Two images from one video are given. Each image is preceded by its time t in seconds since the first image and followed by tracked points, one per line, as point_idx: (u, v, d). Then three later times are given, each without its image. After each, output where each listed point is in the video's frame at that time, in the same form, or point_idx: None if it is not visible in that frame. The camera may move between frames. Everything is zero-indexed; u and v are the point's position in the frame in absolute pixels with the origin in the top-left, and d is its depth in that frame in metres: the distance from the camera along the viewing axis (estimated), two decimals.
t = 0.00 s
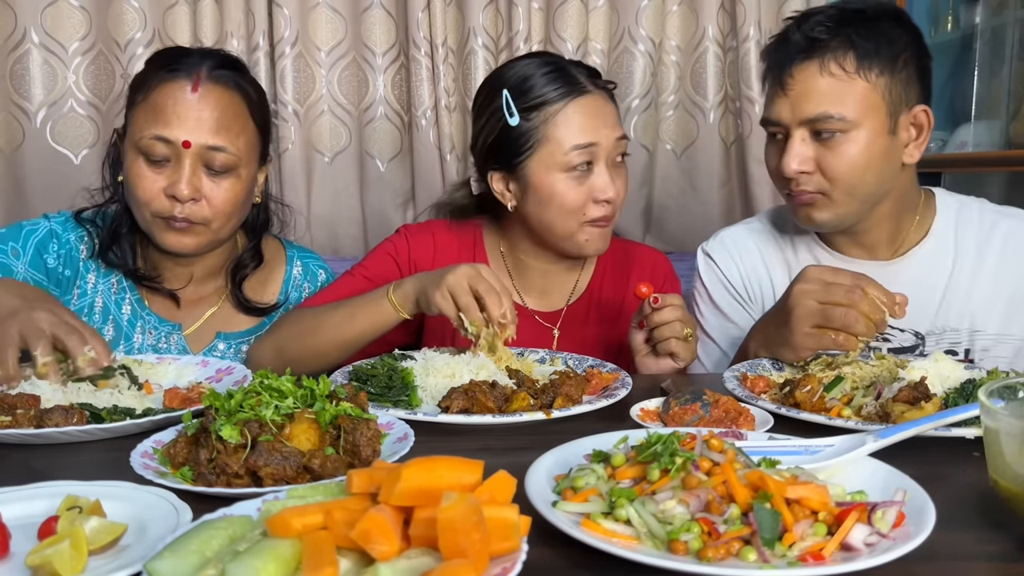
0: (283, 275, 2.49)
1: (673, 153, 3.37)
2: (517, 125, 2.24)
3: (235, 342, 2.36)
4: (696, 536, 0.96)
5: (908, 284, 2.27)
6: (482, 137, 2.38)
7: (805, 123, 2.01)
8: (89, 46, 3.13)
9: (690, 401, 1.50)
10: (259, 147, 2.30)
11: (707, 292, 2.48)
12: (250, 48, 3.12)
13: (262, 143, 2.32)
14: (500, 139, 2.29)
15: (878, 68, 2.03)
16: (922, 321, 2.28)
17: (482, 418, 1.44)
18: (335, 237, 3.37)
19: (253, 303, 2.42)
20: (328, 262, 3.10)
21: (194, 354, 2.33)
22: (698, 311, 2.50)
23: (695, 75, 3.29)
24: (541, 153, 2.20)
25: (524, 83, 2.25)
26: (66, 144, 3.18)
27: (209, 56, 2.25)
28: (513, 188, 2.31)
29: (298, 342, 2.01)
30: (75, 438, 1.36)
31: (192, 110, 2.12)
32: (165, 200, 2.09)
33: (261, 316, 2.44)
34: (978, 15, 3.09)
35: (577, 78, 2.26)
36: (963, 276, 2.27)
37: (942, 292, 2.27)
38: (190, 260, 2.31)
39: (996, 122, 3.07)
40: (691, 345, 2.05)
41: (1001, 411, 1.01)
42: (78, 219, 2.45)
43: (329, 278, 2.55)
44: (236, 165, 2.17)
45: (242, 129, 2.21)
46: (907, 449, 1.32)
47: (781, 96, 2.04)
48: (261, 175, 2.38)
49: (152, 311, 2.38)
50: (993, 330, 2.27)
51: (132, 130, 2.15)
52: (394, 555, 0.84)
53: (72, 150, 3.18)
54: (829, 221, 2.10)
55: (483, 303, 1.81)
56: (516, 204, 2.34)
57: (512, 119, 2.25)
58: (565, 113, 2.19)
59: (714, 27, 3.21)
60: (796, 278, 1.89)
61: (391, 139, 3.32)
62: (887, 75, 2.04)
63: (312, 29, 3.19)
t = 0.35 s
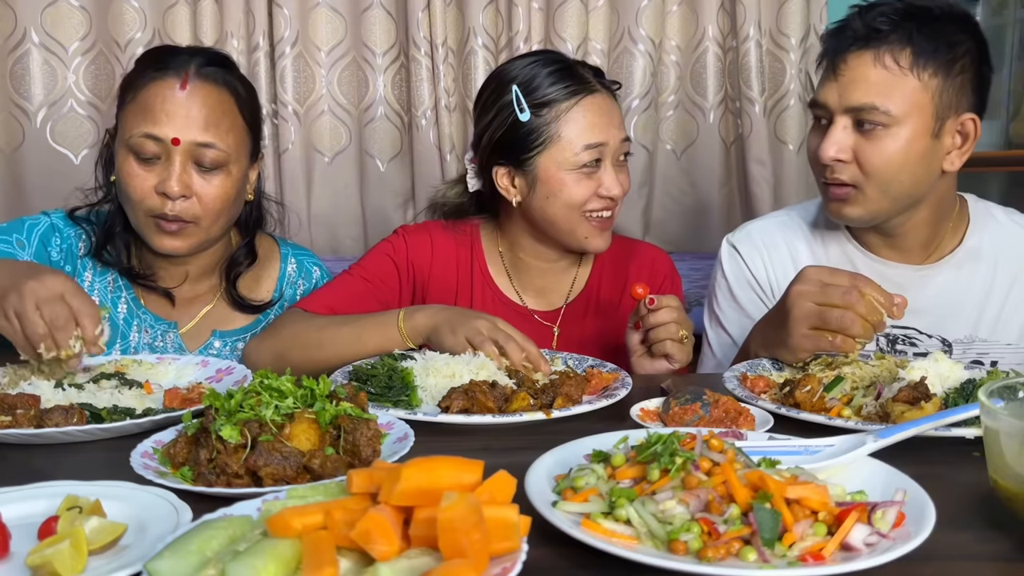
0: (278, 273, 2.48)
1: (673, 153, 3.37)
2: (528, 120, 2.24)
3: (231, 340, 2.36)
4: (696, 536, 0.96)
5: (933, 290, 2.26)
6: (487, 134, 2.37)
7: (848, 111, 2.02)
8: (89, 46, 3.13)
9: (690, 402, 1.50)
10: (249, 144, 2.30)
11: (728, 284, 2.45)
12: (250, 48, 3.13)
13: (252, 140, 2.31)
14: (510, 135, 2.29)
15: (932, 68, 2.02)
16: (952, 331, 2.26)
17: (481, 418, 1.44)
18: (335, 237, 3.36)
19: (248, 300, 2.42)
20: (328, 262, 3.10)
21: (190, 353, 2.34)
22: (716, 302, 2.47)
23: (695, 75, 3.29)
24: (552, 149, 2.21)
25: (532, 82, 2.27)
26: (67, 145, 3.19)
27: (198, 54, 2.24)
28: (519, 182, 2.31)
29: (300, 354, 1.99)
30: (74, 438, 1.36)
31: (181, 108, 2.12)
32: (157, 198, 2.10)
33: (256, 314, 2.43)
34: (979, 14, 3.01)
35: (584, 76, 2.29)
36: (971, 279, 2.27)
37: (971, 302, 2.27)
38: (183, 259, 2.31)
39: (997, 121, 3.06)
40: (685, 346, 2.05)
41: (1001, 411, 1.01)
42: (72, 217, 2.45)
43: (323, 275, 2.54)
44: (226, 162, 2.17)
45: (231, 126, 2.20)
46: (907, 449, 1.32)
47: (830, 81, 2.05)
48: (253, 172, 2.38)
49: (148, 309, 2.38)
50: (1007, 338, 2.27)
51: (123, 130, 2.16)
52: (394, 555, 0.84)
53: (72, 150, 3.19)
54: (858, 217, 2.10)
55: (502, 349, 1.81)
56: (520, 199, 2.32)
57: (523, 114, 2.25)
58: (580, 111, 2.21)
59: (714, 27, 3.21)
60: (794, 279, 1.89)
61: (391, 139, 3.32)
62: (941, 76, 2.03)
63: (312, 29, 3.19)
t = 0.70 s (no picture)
0: (277, 271, 2.49)
1: (673, 153, 3.37)
2: (526, 111, 2.24)
3: (232, 339, 2.36)
4: (696, 536, 0.96)
5: (938, 289, 2.26)
6: (486, 127, 2.37)
7: (859, 108, 2.02)
8: (89, 46, 3.13)
9: (690, 402, 1.50)
10: (248, 144, 2.30)
11: (735, 278, 2.46)
12: (250, 48, 3.13)
13: (248, 138, 2.31)
14: (508, 127, 2.28)
15: (944, 66, 2.02)
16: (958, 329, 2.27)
17: (481, 418, 1.44)
18: (335, 237, 3.36)
19: (247, 299, 2.42)
20: (328, 262, 3.10)
21: (190, 352, 2.34)
22: (723, 295, 2.48)
23: (695, 75, 3.29)
24: (552, 142, 2.22)
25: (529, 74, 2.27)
26: (67, 145, 3.19)
27: (195, 53, 2.24)
28: (518, 174, 2.31)
29: (297, 347, 2.01)
30: (75, 438, 1.36)
31: (177, 107, 2.12)
32: (154, 197, 2.10)
33: (256, 312, 2.43)
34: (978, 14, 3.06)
35: (580, 69, 2.29)
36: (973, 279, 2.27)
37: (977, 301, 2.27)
38: (182, 260, 2.32)
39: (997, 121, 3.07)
40: (674, 354, 2.05)
41: (1001, 411, 1.01)
42: (72, 217, 2.45)
43: (323, 274, 2.54)
44: (224, 161, 2.17)
45: (229, 125, 2.20)
46: (906, 449, 1.32)
47: (842, 78, 2.05)
48: (251, 172, 2.38)
49: (147, 309, 2.38)
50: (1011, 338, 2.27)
51: (120, 130, 2.16)
52: (395, 555, 0.84)
53: (72, 150, 3.19)
54: (867, 213, 2.10)
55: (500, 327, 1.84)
56: (521, 191, 2.32)
57: (521, 105, 2.25)
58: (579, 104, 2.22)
59: (714, 27, 3.22)
60: (792, 279, 1.89)
61: (391, 139, 3.32)
62: (952, 75, 2.04)
63: (312, 29, 3.19)
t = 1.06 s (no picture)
0: (278, 271, 2.49)
1: (673, 153, 3.37)
2: (527, 111, 2.24)
3: (231, 336, 2.36)
4: (696, 536, 0.96)
5: (931, 284, 2.26)
6: (484, 129, 2.37)
7: (848, 108, 2.02)
8: (89, 46, 3.13)
9: (690, 402, 1.50)
10: (247, 143, 2.29)
11: (730, 277, 2.46)
12: (250, 48, 3.13)
13: (249, 138, 2.31)
14: (508, 128, 2.28)
15: (931, 64, 2.03)
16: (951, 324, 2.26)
17: (481, 418, 1.44)
18: (335, 237, 3.36)
19: (247, 298, 2.42)
20: (328, 262, 3.10)
21: (190, 350, 2.34)
22: (718, 296, 2.48)
23: (695, 75, 3.29)
24: (551, 140, 2.22)
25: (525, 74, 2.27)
26: (67, 144, 3.19)
27: (197, 53, 2.24)
28: (518, 175, 2.31)
29: (291, 341, 1.99)
30: (74, 438, 1.36)
31: (178, 107, 2.12)
32: (154, 197, 2.10)
33: (256, 310, 2.43)
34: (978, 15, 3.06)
35: (579, 70, 2.29)
36: (968, 277, 2.27)
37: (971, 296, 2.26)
38: (183, 259, 2.32)
39: (996, 122, 3.07)
40: (676, 350, 2.04)
41: (1001, 411, 1.01)
42: (72, 214, 2.46)
43: (324, 273, 2.54)
44: (224, 161, 2.17)
45: (229, 125, 2.20)
46: (906, 449, 1.32)
47: (830, 78, 2.06)
48: (251, 171, 2.38)
49: (147, 305, 2.38)
50: (1005, 333, 2.27)
51: (120, 130, 2.16)
52: (395, 555, 0.84)
53: (72, 150, 3.19)
54: (859, 212, 2.09)
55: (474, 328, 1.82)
56: (520, 191, 2.32)
57: (521, 106, 2.25)
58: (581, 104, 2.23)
59: (714, 27, 3.22)
60: (791, 278, 1.89)
61: (391, 139, 3.32)
62: (938, 73, 2.04)
63: (312, 29, 3.19)
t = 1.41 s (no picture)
0: (279, 273, 2.48)
1: (673, 153, 3.37)
2: (518, 113, 2.25)
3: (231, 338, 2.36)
4: (696, 536, 0.96)
5: (916, 282, 2.26)
6: (479, 128, 2.38)
7: (823, 105, 2.03)
8: (89, 46, 3.13)
9: (690, 401, 1.50)
10: (249, 147, 2.29)
11: (718, 279, 2.46)
12: (250, 48, 3.12)
13: (250, 143, 2.30)
14: (499, 129, 2.30)
15: (903, 59, 2.03)
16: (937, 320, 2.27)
17: (481, 418, 1.44)
18: (335, 237, 3.36)
19: (247, 300, 2.42)
20: (327, 262, 3.10)
21: (190, 352, 2.34)
22: (708, 299, 2.49)
23: (695, 75, 3.29)
24: (540, 144, 2.22)
25: (520, 76, 2.27)
26: (67, 144, 3.19)
27: (198, 55, 2.23)
28: (509, 177, 2.32)
29: (285, 342, 2.00)
30: (74, 438, 1.36)
31: (179, 110, 2.11)
32: (153, 201, 2.10)
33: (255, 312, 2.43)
34: (978, 16, 3.15)
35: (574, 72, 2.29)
36: (961, 274, 2.27)
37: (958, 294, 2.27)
38: (182, 259, 2.32)
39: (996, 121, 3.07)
40: (674, 346, 2.05)
41: (1001, 411, 1.01)
42: (72, 216, 2.46)
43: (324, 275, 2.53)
44: (224, 165, 2.17)
45: (230, 129, 2.20)
46: (906, 449, 1.32)
47: (806, 78, 2.06)
48: (253, 175, 2.37)
49: (147, 308, 2.38)
50: (991, 329, 2.28)
51: (119, 133, 2.16)
52: (395, 555, 0.84)
53: (72, 150, 3.19)
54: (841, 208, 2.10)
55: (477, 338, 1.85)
56: (511, 193, 2.34)
57: (511, 109, 2.26)
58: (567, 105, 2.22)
59: (714, 27, 3.22)
60: (790, 277, 1.89)
61: (390, 139, 3.32)
62: (911, 67, 2.03)
63: (312, 29, 3.19)
